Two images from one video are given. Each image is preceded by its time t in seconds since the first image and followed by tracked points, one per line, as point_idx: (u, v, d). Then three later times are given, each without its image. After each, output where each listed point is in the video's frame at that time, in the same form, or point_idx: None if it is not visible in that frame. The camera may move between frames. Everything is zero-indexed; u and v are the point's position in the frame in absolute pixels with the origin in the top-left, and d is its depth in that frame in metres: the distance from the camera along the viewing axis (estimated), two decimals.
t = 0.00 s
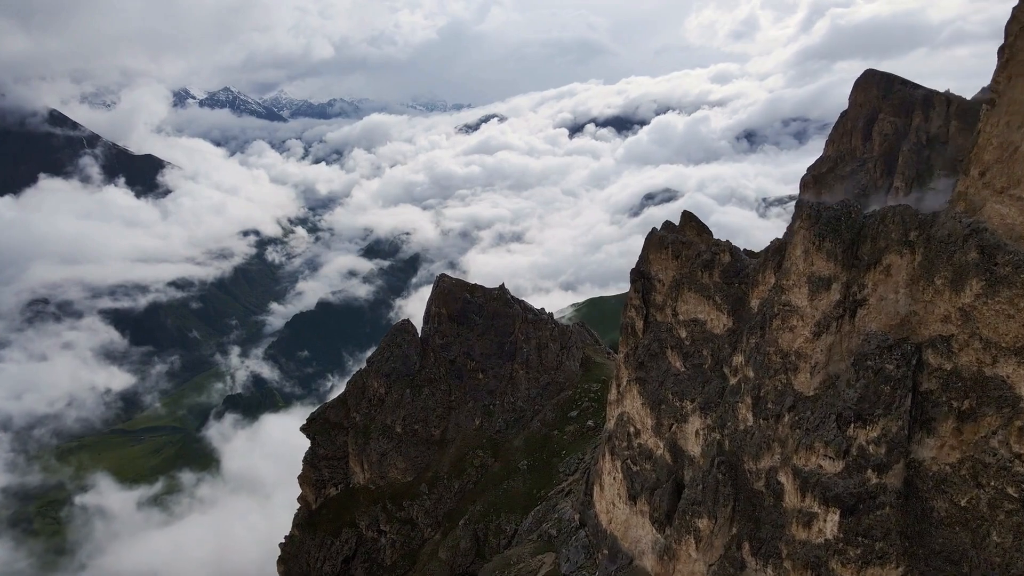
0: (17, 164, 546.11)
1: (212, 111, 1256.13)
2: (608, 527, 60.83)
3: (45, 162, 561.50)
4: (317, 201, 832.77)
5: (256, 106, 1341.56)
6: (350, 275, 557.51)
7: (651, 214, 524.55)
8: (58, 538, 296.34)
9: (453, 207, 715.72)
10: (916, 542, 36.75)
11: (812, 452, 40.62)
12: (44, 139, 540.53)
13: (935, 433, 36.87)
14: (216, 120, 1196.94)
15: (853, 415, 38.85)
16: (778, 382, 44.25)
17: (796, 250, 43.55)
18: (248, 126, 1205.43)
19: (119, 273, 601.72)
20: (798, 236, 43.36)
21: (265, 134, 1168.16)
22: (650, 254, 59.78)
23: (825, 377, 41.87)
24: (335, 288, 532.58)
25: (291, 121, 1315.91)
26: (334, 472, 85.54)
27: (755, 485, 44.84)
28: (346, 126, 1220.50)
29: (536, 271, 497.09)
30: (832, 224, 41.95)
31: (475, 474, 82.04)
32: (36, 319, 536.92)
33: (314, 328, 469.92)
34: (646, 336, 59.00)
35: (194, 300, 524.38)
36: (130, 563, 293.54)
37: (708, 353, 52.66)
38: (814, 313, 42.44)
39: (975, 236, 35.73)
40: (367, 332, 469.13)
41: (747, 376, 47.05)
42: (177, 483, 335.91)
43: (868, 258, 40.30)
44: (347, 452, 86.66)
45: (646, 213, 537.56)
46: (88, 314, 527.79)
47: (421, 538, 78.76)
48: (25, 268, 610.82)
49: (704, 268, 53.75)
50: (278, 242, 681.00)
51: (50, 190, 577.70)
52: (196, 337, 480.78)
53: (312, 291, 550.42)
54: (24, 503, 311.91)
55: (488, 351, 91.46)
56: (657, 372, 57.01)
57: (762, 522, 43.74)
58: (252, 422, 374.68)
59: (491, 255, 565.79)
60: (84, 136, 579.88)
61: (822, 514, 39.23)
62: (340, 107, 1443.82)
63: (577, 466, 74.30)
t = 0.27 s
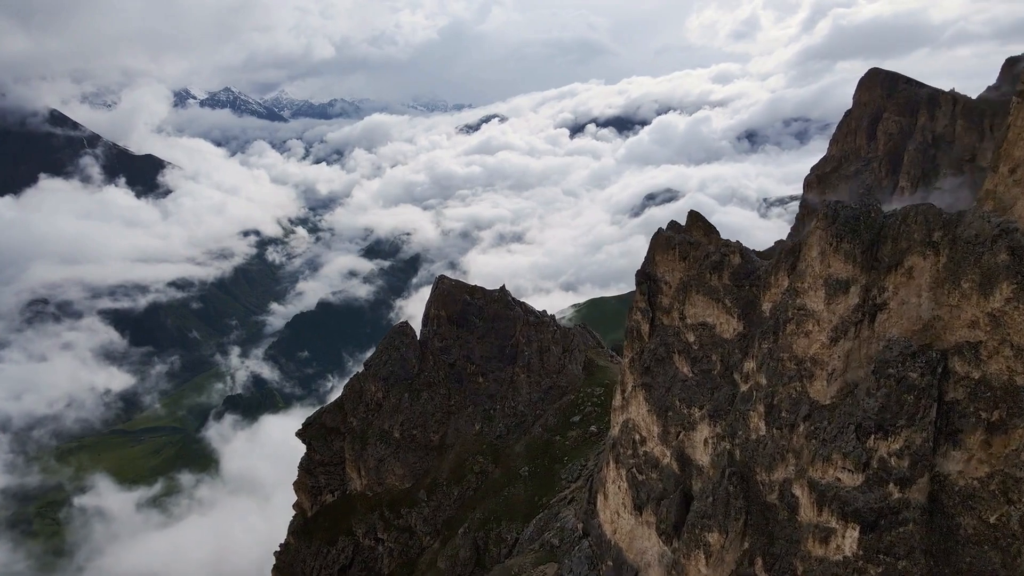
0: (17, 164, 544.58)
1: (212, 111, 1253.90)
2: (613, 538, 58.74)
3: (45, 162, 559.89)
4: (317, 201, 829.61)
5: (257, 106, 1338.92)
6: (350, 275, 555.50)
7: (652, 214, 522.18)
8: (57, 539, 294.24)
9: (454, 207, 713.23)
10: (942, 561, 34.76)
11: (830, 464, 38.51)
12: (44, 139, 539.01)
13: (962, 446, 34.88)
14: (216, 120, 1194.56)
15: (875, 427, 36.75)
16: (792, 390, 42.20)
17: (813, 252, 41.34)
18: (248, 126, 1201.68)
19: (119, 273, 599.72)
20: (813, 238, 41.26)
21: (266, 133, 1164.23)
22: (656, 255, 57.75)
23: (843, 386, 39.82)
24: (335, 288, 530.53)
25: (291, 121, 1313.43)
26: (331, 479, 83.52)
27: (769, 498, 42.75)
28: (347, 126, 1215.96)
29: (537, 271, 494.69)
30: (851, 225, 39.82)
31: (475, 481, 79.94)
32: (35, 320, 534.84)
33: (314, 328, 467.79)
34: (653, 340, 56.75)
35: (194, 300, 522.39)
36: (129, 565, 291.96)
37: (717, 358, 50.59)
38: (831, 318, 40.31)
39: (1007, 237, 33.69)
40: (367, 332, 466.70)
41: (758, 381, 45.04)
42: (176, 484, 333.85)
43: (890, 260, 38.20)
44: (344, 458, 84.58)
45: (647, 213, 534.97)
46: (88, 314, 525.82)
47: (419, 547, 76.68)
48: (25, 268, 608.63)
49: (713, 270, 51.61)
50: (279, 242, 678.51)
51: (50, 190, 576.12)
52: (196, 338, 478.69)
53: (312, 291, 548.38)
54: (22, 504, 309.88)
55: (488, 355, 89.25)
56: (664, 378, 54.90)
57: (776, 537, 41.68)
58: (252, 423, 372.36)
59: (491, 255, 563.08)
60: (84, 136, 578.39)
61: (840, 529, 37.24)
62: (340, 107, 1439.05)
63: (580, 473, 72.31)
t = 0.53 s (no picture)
0: (17, 164, 543.10)
1: (213, 111, 1251.27)
2: (617, 547, 56.94)
3: (46, 162, 558.41)
4: (317, 201, 827.18)
5: (257, 106, 1336.03)
6: (351, 275, 553.86)
7: (653, 214, 519.98)
8: (56, 540, 292.26)
9: (454, 207, 710.82)
10: None
11: (846, 476, 36.69)
12: (45, 139, 537.54)
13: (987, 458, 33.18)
14: (216, 120, 1191.80)
15: (895, 437, 34.94)
16: (805, 397, 40.40)
17: (827, 253, 39.49)
18: (249, 126, 1198.62)
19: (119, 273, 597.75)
20: (828, 239, 39.36)
21: (266, 134, 1161.37)
22: (661, 256, 55.91)
23: (859, 394, 38.01)
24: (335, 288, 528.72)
25: (292, 121, 1310.58)
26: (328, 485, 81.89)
27: (781, 509, 40.99)
28: (347, 126, 1213.55)
29: (537, 272, 492.48)
30: (869, 225, 37.91)
31: (475, 487, 78.15)
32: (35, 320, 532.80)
33: (314, 328, 465.84)
34: (659, 343, 54.91)
35: (195, 300, 520.68)
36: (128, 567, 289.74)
37: (726, 362, 48.77)
38: (847, 322, 38.48)
39: None
40: (367, 332, 464.39)
41: (769, 388, 43.22)
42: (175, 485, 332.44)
43: (910, 262, 36.36)
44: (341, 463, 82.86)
45: (648, 213, 532.58)
46: (88, 314, 524.05)
47: (418, 555, 74.88)
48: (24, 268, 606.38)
49: (722, 271, 49.80)
50: (279, 242, 676.43)
51: (51, 190, 574.52)
52: (196, 338, 476.84)
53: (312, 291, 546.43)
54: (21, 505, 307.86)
55: (488, 357, 87.36)
56: (670, 384, 53.05)
57: (789, 551, 39.91)
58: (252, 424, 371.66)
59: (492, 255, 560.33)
60: (85, 135, 576.88)
61: (858, 544, 35.47)
62: (340, 107, 1436.08)
63: (583, 479, 70.63)
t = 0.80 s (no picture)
0: (16, 164, 540.45)
1: (212, 111, 1248.08)
2: (621, 560, 54.80)
3: (45, 162, 555.68)
4: (317, 201, 823.97)
5: (257, 106, 1333.13)
6: (350, 275, 551.34)
7: (652, 215, 518.23)
8: (54, 541, 289.77)
9: (454, 207, 708.67)
10: None
11: (867, 490, 34.62)
12: (43, 139, 534.76)
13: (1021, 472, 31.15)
14: (216, 120, 1188.44)
15: (920, 449, 32.85)
16: (822, 406, 38.26)
17: (846, 254, 37.31)
18: (248, 126, 1194.98)
19: (118, 273, 595.17)
20: (847, 238, 37.21)
21: (266, 133, 1157.37)
22: (667, 257, 53.87)
23: (880, 403, 35.98)
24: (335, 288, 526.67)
25: (291, 121, 1307.38)
26: (323, 491, 80.08)
27: (796, 523, 38.87)
28: (347, 125, 1209.97)
29: (537, 272, 490.75)
30: (890, 224, 35.81)
31: (474, 493, 76.03)
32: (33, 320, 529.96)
33: (313, 329, 463.47)
34: (665, 347, 52.80)
35: (194, 301, 518.47)
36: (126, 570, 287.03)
37: (735, 368, 46.65)
38: (866, 325, 36.36)
39: None
40: (367, 332, 461.53)
41: (783, 395, 41.07)
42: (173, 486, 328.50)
43: (937, 263, 34.23)
44: (336, 469, 80.88)
45: (647, 213, 530.68)
46: (86, 315, 521.37)
47: (415, 564, 72.65)
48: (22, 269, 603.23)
49: (731, 272, 47.70)
50: (278, 242, 673.50)
51: (49, 191, 572.08)
52: (195, 338, 474.79)
53: (311, 291, 544.00)
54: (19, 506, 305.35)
55: (487, 360, 85.19)
56: (676, 390, 50.91)
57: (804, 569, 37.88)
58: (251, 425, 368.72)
59: (491, 254, 557.71)
60: (84, 135, 574.04)
61: (880, 564, 33.33)
62: (340, 107, 1432.43)
63: (585, 486, 68.63)
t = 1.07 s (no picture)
0: (13, 165, 536.52)
1: (209, 111, 1242.88)
2: (624, 572, 52.70)
3: (42, 162, 551.75)
4: (314, 201, 820.04)
5: (254, 106, 1328.09)
6: (348, 275, 548.31)
7: (650, 215, 516.66)
8: (49, 543, 286.98)
9: (451, 207, 706.10)
10: None
11: (890, 505, 32.54)
12: (40, 138, 530.80)
13: None
14: (213, 120, 1183.09)
15: (947, 462, 30.75)
16: (838, 414, 36.18)
17: (864, 254, 35.23)
18: (246, 126, 1186.80)
19: (115, 273, 591.29)
20: (866, 238, 35.11)
21: (263, 133, 1152.81)
22: (671, 257, 51.87)
23: (901, 412, 33.93)
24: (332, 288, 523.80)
25: (288, 121, 1302.20)
26: (316, 498, 77.99)
27: (811, 539, 36.76)
28: (344, 125, 1206.27)
29: (534, 272, 488.96)
30: (912, 222, 33.73)
31: (472, 500, 73.87)
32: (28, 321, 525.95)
33: (310, 329, 460.76)
34: (669, 351, 50.72)
35: (191, 301, 515.42)
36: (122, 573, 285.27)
37: (744, 374, 44.62)
38: (886, 330, 34.29)
39: None
40: (364, 332, 458.10)
41: (795, 402, 39.05)
42: (168, 488, 322.26)
43: (963, 263, 32.18)
44: (330, 476, 78.70)
45: (645, 214, 529.09)
46: (82, 315, 517.52)
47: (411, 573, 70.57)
48: (17, 269, 598.68)
49: (738, 273, 45.61)
50: (275, 242, 669.82)
51: (46, 191, 568.46)
52: (191, 338, 471.60)
53: (309, 291, 540.91)
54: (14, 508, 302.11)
55: (485, 363, 82.95)
56: (682, 395, 48.85)
57: None
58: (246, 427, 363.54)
59: (488, 254, 555.12)
60: (80, 135, 570.11)
61: None
62: (338, 107, 1428.07)
63: (586, 493, 66.61)
